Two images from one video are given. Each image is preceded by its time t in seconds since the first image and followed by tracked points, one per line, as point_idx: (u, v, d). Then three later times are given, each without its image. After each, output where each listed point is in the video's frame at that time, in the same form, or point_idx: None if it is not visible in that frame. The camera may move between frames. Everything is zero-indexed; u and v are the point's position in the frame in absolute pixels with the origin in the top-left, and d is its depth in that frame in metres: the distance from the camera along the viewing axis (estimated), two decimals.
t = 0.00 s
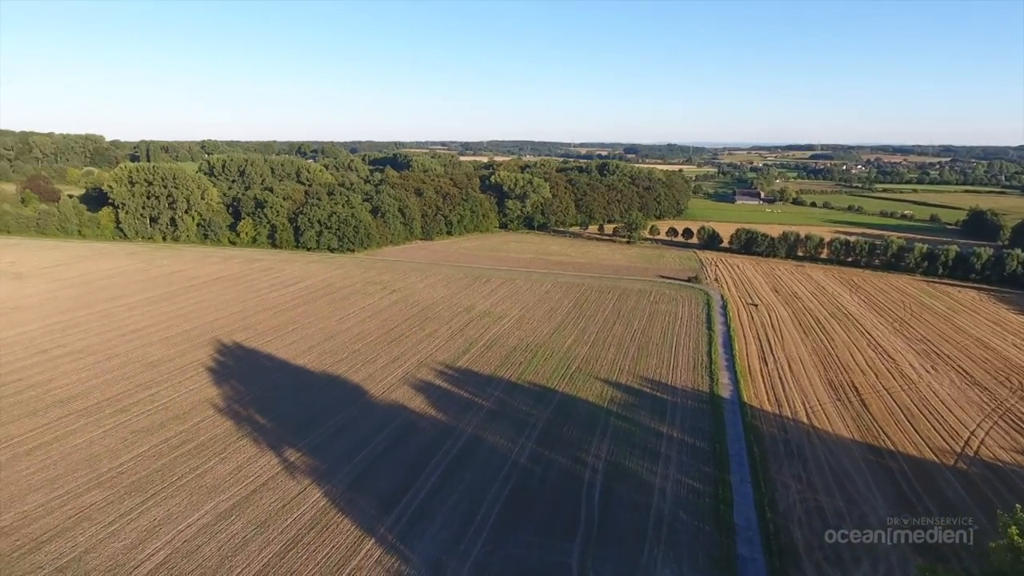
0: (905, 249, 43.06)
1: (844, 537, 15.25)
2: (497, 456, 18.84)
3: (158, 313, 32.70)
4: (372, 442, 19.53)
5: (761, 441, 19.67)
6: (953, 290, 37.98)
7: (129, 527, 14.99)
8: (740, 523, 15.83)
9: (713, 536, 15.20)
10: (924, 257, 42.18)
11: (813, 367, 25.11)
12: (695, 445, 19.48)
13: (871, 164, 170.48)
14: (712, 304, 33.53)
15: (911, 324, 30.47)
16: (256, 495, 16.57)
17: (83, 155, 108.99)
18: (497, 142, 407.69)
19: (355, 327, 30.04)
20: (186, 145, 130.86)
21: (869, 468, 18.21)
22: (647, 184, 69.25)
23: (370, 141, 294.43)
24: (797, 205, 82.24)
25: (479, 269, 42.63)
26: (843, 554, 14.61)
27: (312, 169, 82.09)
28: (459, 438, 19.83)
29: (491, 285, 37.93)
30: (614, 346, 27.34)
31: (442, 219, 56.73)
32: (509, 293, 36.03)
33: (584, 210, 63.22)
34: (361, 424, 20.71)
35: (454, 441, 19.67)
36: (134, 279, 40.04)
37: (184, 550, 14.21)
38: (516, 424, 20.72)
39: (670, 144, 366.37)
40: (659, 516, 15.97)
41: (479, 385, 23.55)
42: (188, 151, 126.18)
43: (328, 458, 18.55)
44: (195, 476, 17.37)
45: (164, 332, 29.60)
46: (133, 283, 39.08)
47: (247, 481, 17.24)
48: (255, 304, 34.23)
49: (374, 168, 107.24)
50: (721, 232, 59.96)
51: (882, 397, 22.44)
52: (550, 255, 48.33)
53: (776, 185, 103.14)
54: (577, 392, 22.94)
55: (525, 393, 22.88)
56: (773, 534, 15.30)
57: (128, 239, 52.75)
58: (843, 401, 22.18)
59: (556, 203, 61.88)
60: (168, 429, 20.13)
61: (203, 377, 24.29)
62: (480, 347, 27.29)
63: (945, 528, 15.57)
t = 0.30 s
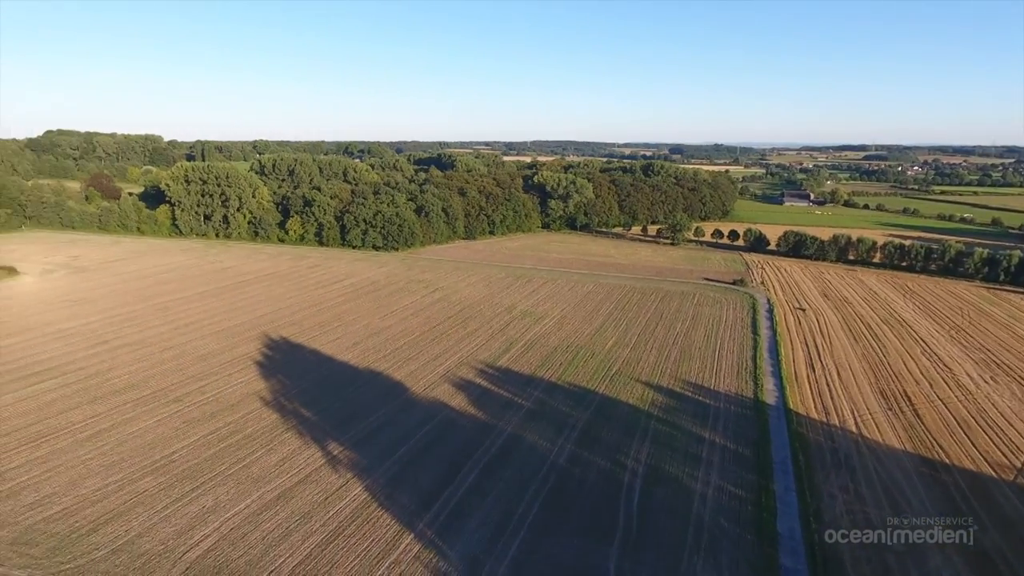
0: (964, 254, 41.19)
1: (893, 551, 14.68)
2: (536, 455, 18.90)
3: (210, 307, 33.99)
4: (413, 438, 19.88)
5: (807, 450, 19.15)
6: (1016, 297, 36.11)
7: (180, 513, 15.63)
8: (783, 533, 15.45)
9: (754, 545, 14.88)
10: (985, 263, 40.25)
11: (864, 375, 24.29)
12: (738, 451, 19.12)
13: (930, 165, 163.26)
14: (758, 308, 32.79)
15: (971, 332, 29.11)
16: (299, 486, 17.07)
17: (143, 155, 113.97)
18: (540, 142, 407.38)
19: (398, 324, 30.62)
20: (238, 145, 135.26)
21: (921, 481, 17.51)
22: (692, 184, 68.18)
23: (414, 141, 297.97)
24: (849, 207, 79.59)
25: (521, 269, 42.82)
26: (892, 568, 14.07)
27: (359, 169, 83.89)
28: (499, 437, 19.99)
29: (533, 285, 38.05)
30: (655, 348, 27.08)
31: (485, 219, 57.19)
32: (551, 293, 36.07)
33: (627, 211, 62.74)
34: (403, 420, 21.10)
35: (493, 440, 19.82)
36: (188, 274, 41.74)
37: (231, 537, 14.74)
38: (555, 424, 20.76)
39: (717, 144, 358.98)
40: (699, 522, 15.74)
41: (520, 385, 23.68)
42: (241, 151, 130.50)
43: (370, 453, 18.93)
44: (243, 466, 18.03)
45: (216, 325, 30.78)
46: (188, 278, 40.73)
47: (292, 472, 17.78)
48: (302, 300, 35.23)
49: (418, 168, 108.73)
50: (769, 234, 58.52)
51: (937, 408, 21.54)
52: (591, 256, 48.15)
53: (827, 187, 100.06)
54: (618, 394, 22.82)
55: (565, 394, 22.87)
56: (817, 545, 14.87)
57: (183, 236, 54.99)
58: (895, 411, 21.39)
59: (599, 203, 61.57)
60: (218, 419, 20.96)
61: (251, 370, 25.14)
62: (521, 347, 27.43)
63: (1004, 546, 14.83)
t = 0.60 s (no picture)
0: None
1: (947, 567, 14.08)
2: (575, 456, 18.91)
3: (260, 303, 35.20)
4: (453, 436, 20.16)
5: (856, 460, 18.55)
6: None
7: (227, 502, 16.26)
8: (829, 544, 15.01)
9: (798, 556, 14.51)
10: None
11: (918, 384, 23.34)
12: (783, 459, 18.68)
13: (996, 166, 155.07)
14: (806, 312, 31.89)
15: None
16: (342, 480, 17.53)
17: (199, 155, 118.64)
18: (584, 142, 404.61)
19: (441, 322, 31.08)
20: (289, 145, 139.30)
21: (979, 496, 16.73)
22: (740, 185, 66.79)
23: (459, 141, 300.81)
24: (906, 210, 76.46)
25: (563, 269, 42.80)
26: None
27: (405, 168, 85.37)
28: (538, 437, 20.08)
29: (574, 286, 37.99)
30: (699, 352, 26.67)
31: (528, 219, 57.37)
32: (593, 294, 35.93)
33: (672, 212, 61.93)
34: (444, 417, 21.42)
35: (532, 440, 19.92)
36: (240, 270, 43.30)
37: (275, 527, 15.23)
38: (595, 426, 20.71)
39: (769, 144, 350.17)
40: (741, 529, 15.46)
41: (560, 385, 23.71)
42: (292, 151, 134.35)
43: (411, 449, 19.29)
44: (289, 458, 18.64)
45: (266, 320, 31.87)
46: (239, 274, 42.25)
47: (335, 466, 18.28)
48: (347, 297, 36.10)
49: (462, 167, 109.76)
50: (819, 237, 56.78)
51: (998, 420, 20.53)
52: (634, 257, 47.74)
53: (882, 188, 96.34)
54: (660, 397, 22.60)
55: (605, 396, 22.78)
56: (865, 559, 14.40)
57: (235, 233, 57.04)
58: (952, 422, 20.49)
59: (643, 204, 60.94)
60: (266, 412, 21.72)
61: (298, 365, 25.95)
62: (562, 347, 27.46)
63: None
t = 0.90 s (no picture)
0: None
1: None
2: (613, 459, 18.83)
3: (305, 299, 36.23)
4: (492, 435, 20.35)
5: (906, 472, 17.90)
6: None
7: (270, 493, 16.83)
8: (876, 558, 14.54)
9: (843, 568, 14.10)
10: None
11: (975, 395, 22.33)
12: (828, 468, 18.17)
13: None
14: (856, 318, 30.86)
15: None
16: (382, 475, 17.92)
17: (250, 154, 122.65)
18: (629, 143, 400.44)
19: (480, 321, 31.36)
20: (335, 145, 142.50)
21: None
22: (787, 187, 65.09)
23: (502, 141, 302.08)
24: (965, 213, 73.02)
25: (603, 271, 42.57)
26: None
27: (448, 168, 86.37)
28: (576, 438, 20.08)
29: (615, 287, 37.74)
30: (742, 356, 26.16)
31: (570, 219, 57.27)
32: (634, 296, 35.63)
33: (716, 213, 60.84)
34: (483, 416, 21.63)
35: (570, 440, 19.95)
36: (286, 267, 44.63)
37: (316, 519, 15.69)
38: (634, 429, 20.58)
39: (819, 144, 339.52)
40: (782, 538, 15.14)
41: (599, 387, 23.64)
42: (338, 151, 137.41)
43: (449, 447, 19.57)
44: (330, 452, 19.15)
45: (310, 316, 32.74)
46: (286, 271, 43.56)
47: (375, 461, 18.69)
48: (389, 295, 36.78)
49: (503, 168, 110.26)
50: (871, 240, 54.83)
51: None
52: (677, 259, 47.12)
53: (939, 191, 92.27)
54: (701, 402, 22.29)
55: (645, 398, 22.60)
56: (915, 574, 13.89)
57: (283, 230, 58.83)
58: (1011, 435, 19.54)
59: (686, 205, 60.03)
60: (310, 406, 22.37)
61: (340, 360, 26.63)
62: (601, 349, 27.36)
63: None
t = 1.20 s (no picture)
0: None
1: None
2: (653, 462, 18.71)
3: (349, 296, 37.14)
4: (530, 434, 20.52)
5: (961, 486, 17.19)
6: None
7: (313, 485, 17.40)
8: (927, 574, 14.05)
9: None
10: None
11: None
12: (876, 478, 17.64)
13: None
14: (909, 324, 29.72)
15: None
16: (421, 471, 18.29)
17: (299, 154, 126.12)
18: (674, 142, 394.36)
19: (521, 321, 31.58)
20: (380, 145, 145.18)
21: None
22: (838, 188, 63.07)
23: (545, 140, 301.97)
24: None
25: (645, 272, 42.22)
26: None
27: (491, 168, 87.04)
28: (615, 440, 20.05)
29: (657, 288, 37.39)
30: (788, 361, 25.56)
31: (612, 220, 56.92)
32: (676, 298, 35.22)
33: (763, 215, 59.49)
34: (522, 415, 21.80)
35: (609, 442, 19.91)
36: (331, 264, 45.80)
37: (357, 512, 16.14)
38: (674, 432, 20.40)
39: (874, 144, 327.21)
40: (826, 549, 14.79)
41: (639, 389, 23.51)
42: (383, 151, 140.03)
43: (487, 445, 19.81)
44: (372, 446, 19.67)
45: (354, 313, 33.58)
46: (331, 268, 44.71)
47: (415, 457, 19.09)
48: (431, 293, 37.39)
49: (546, 167, 110.34)
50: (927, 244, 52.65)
51: None
52: (722, 261, 46.33)
53: (1002, 193, 87.80)
54: (744, 407, 21.92)
55: (686, 402, 22.34)
56: None
57: (329, 229, 60.38)
58: None
59: (732, 206, 58.87)
60: (352, 400, 23.00)
61: (383, 357, 27.22)
62: (642, 351, 27.17)
63: None
